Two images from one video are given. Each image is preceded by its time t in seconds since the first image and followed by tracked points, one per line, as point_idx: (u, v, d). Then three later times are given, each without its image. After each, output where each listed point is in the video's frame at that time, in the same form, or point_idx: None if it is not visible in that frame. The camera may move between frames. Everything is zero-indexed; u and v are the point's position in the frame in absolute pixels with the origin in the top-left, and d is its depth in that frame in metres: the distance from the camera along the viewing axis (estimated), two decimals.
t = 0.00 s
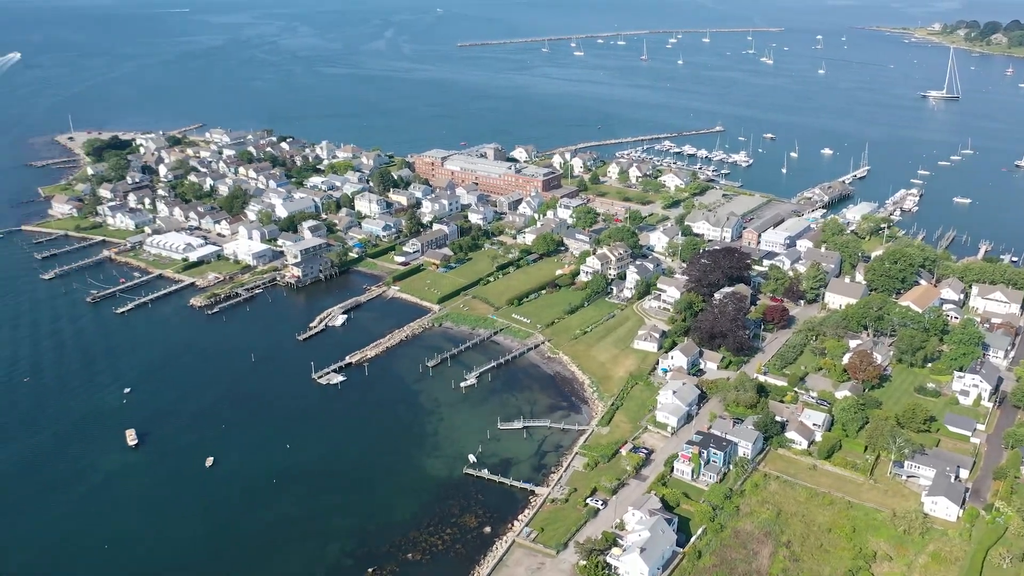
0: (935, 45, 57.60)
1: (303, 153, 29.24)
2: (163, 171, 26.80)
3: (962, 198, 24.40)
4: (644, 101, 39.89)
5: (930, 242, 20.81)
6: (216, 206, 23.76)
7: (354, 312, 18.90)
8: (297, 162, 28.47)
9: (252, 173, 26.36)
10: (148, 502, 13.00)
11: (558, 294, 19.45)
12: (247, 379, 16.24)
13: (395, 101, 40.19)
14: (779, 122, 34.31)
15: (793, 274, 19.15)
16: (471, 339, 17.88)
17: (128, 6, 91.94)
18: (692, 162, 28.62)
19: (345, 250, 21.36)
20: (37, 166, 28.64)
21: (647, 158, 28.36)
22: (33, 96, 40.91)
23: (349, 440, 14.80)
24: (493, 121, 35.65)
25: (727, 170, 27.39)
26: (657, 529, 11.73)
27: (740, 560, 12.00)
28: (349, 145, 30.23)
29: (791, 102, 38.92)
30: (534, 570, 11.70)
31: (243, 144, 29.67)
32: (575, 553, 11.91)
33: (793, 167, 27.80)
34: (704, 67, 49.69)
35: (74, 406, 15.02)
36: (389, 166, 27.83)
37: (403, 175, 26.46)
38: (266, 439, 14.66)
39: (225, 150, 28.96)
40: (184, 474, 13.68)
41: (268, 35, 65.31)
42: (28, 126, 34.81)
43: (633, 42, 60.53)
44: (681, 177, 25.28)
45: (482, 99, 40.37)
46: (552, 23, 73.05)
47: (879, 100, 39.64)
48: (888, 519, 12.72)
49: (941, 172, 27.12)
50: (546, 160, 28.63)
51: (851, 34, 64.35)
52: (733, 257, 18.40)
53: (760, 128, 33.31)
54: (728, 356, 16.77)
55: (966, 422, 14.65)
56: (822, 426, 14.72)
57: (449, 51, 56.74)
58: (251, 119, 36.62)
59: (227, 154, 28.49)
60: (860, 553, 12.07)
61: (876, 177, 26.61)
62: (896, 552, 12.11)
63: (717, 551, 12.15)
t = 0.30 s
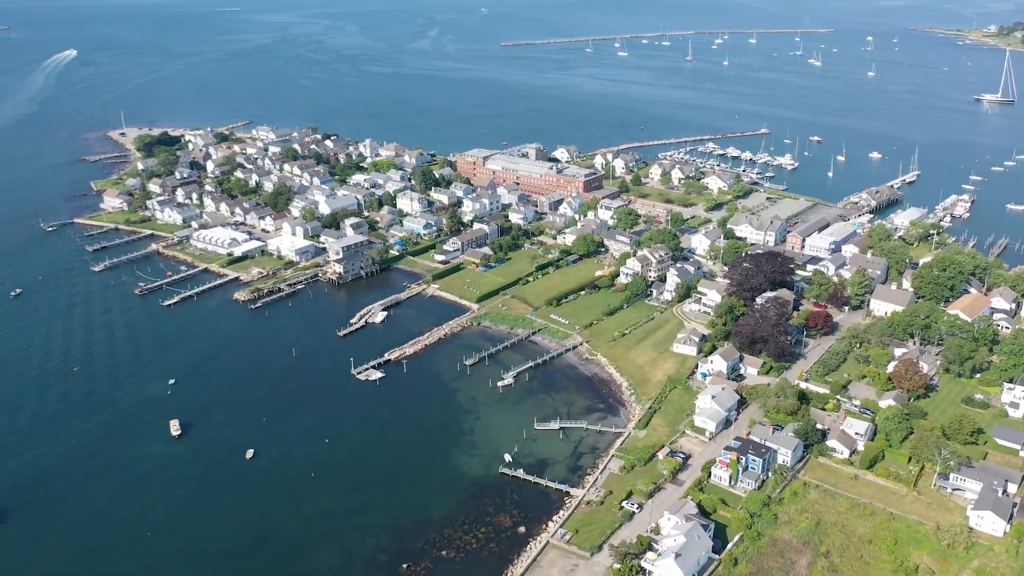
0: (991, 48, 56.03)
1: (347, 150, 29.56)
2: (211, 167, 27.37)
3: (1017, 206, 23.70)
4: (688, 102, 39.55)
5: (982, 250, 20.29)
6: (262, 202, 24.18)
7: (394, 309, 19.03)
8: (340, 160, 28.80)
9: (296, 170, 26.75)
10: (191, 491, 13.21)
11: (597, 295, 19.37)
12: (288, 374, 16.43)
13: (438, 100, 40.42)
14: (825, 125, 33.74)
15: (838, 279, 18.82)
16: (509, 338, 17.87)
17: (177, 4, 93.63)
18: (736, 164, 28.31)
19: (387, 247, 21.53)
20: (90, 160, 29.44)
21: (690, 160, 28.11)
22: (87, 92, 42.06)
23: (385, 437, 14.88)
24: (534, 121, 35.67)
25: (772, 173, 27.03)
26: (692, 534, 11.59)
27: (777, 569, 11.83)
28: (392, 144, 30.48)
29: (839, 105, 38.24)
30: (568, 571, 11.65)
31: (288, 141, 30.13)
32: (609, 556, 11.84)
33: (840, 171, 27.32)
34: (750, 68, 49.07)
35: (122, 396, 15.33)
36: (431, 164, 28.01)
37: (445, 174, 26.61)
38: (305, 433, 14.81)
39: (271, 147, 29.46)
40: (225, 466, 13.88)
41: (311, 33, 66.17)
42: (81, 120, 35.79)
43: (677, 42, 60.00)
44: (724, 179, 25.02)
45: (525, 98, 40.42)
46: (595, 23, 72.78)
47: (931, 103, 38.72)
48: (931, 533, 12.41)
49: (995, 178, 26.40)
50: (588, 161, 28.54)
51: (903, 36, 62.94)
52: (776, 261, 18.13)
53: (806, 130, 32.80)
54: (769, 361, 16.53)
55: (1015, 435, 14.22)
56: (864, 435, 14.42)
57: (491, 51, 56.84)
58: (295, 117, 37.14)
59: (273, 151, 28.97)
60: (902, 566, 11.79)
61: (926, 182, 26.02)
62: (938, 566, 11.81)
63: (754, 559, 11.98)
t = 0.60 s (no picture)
0: None
1: (389, 149, 29.83)
2: (256, 164, 27.89)
3: None
4: (731, 103, 39.13)
5: None
6: (305, 199, 24.55)
7: (432, 307, 19.12)
8: (382, 158, 29.09)
9: (339, 168, 27.08)
10: (231, 483, 13.39)
11: (636, 297, 19.26)
12: (328, 369, 16.59)
13: (480, 99, 40.57)
14: (873, 128, 33.09)
15: (883, 286, 18.47)
16: (547, 339, 17.84)
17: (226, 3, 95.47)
18: (780, 167, 27.93)
19: (426, 246, 21.67)
20: (140, 156, 30.18)
21: (733, 162, 27.80)
22: (137, 88, 43.14)
23: (422, 434, 14.94)
24: (575, 121, 35.59)
25: (817, 176, 26.62)
26: (728, 541, 11.43)
27: None
28: (433, 143, 30.67)
29: (888, 107, 37.46)
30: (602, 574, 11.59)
31: (331, 139, 30.53)
32: (643, 560, 11.74)
33: (887, 175, 26.79)
34: (796, 70, 48.33)
35: (167, 387, 15.63)
36: (472, 164, 28.12)
37: (485, 173, 26.71)
38: (343, 428, 14.95)
39: (315, 145, 29.89)
40: (264, 458, 14.05)
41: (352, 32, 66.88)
42: (132, 116, 36.73)
43: (721, 43, 59.33)
44: (768, 182, 24.71)
45: (566, 98, 40.36)
46: (637, 23, 72.32)
47: (985, 107, 37.70)
48: (975, 548, 12.08)
49: None
50: (629, 161, 28.35)
51: (957, 38, 61.37)
52: (819, 266, 17.85)
53: (853, 133, 32.22)
54: (810, 368, 16.26)
55: None
56: (908, 445, 14.09)
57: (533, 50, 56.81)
58: (338, 115, 37.59)
59: (317, 149, 29.37)
60: None
61: (977, 188, 25.36)
62: None
63: (791, 568, 11.79)
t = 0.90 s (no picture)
0: None
1: (430, 148, 30.06)
2: (299, 161, 28.37)
3: None
4: (776, 106, 38.65)
5: None
6: (346, 196, 24.93)
7: (470, 306, 19.20)
8: (423, 157, 29.33)
9: (380, 166, 27.38)
10: (269, 476, 13.55)
11: (675, 300, 19.11)
12: (366, 365, 16.73)
13: (521, 99, 40.64)
14: (921, 132, 32.39)
15: (929, 293, 18.09)
16: (584, 340, 17.77)
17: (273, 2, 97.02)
18: (824, 170, 27.51)
19: (465, 245, 21.74)
20: (187, 152, 30.82)
21: (777, 165, 27.45)
22: (184, 85, 44.11)
23: (457, 432, 14.96)
24: (616, 121, 35.48)
25: (863, 181, 26.17)
26: (764, 549, 11.24)
27: None
28: (473, 142, 30.84)
29: (938, 111, 36.61)
30: None
31: (373, 138, 30.86)
32: (677, 566, 11.61)
33: (936, 181, 26.22)
34: (844, 72, 47.51)
35: (209, 380, 15.90)
36: (512, 164, 28.19)
37: (525, 173, 26.79)
38: (379, 424, 15.03)
39: (357, 143, 30.26)
40: (302, 453, 14.19)
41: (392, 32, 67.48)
42: (180, 113, 37.57)
43: (766, 44, 58.57)
44: (812, 186, 24.36)
45: (607, 99, 40.26)
46: (679, 23, 71.78)
47: None
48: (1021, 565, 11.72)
49: None
50: (671, 163, 28.06)
51: (1013, 40, 59.66)
52: (864, 272, 17.55)
53: (901, 137, 31.59)
54: (852, 376, 15.96)
55: None
56: (952, 457, 13.71)
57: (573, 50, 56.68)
58: (380, 114, 37.99)
59: (358, 147, 29.72)
60: None
61: None
62: None
63: None
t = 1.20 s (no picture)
0: None
1: (467, 147, 30.26)
2: (337, 160, 28.78)
3: None
4: (817, 108, 38.14)
5: None
6: (383, 194, 25.32)
7: (504, 306, 19.26)
8: (460, 156, 29.54)
9: (417, 165, 27.68)
10: (302, 471, 13.61)
11: (711, 303, 18.96)
12: (400, 363, 16.83)
13: (559, 99, 40.66)
14: (968, 137, 31.65)
15: (973, 301, 17.70)
16: (617, 342, 17.69)
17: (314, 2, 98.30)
18: (866, 174, 27.08)
19: (500, 245, 21.96)
20: (228, 149, 31.39)
21: (817, 168, 27.09)
22: (224, 83, 44.92)
23: (488, 432, 14.89)
24: (653, 122, 35.32)
25: (906, 185, 25.70)
26: (797, 558, 10.98)
27: None
28: (510, 142, 30.97)
29: (987, 115, 35.72)
30: None
31: (411, 137, 31.13)
32: (708, 572, 11.39)
33: (982, 186, 25.61)
34: (888, 74, 46.64)
35: (245, 375, 16.09)
36: (548, 164, 28.24)
37: (561, 174, 26.85)
38: (411, 423, 15.04)
39: (395, 142, 30.55)
40: (336, 448, 14.25)
41: (428, 31, 67.97)
42: (223, 111, 38.30)
43: (808, 45, 57.73)
44: (853, 191, 24.00)
45: (645, 100, 40.13)
46: (718, 24, 71.11)
47: None
48: None
49: None
50: (709, 165, 27.79)
51: None
52: (905, 278, 17.26)
53: (946, 141, 30.94)
54: (891, 383, 15.66)
55: None
56: (993, 469, 13.21)
57: (611, 50, 56.46)
58: (418, 113, 38.30)
59: (396, 146, 30.03)
60: None
61: None
62: None
63: None
